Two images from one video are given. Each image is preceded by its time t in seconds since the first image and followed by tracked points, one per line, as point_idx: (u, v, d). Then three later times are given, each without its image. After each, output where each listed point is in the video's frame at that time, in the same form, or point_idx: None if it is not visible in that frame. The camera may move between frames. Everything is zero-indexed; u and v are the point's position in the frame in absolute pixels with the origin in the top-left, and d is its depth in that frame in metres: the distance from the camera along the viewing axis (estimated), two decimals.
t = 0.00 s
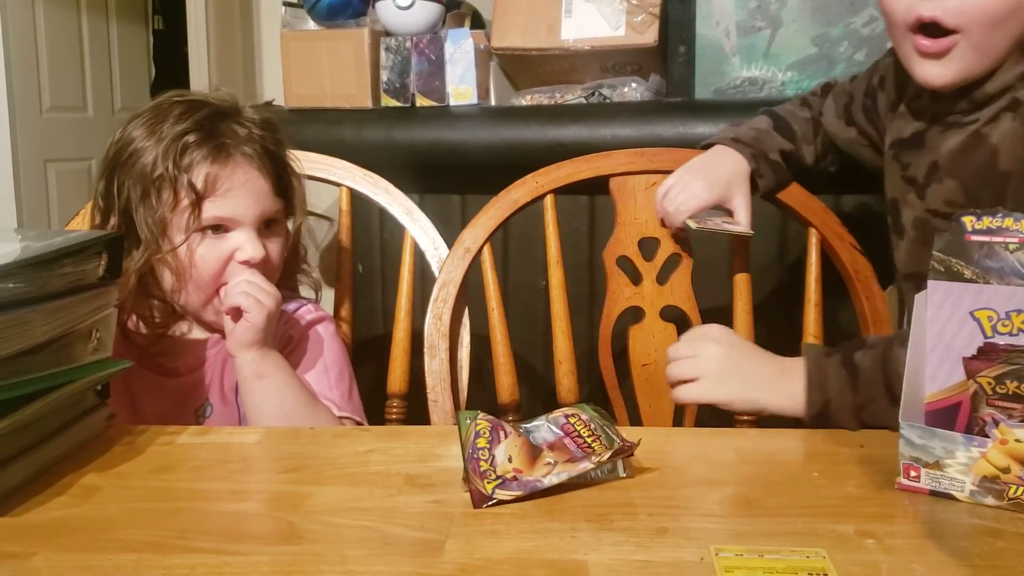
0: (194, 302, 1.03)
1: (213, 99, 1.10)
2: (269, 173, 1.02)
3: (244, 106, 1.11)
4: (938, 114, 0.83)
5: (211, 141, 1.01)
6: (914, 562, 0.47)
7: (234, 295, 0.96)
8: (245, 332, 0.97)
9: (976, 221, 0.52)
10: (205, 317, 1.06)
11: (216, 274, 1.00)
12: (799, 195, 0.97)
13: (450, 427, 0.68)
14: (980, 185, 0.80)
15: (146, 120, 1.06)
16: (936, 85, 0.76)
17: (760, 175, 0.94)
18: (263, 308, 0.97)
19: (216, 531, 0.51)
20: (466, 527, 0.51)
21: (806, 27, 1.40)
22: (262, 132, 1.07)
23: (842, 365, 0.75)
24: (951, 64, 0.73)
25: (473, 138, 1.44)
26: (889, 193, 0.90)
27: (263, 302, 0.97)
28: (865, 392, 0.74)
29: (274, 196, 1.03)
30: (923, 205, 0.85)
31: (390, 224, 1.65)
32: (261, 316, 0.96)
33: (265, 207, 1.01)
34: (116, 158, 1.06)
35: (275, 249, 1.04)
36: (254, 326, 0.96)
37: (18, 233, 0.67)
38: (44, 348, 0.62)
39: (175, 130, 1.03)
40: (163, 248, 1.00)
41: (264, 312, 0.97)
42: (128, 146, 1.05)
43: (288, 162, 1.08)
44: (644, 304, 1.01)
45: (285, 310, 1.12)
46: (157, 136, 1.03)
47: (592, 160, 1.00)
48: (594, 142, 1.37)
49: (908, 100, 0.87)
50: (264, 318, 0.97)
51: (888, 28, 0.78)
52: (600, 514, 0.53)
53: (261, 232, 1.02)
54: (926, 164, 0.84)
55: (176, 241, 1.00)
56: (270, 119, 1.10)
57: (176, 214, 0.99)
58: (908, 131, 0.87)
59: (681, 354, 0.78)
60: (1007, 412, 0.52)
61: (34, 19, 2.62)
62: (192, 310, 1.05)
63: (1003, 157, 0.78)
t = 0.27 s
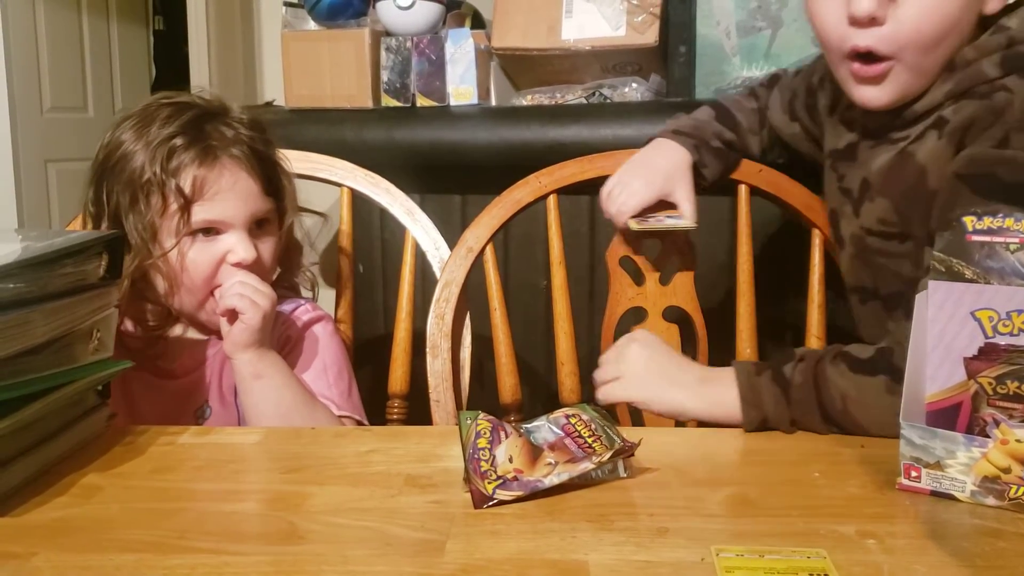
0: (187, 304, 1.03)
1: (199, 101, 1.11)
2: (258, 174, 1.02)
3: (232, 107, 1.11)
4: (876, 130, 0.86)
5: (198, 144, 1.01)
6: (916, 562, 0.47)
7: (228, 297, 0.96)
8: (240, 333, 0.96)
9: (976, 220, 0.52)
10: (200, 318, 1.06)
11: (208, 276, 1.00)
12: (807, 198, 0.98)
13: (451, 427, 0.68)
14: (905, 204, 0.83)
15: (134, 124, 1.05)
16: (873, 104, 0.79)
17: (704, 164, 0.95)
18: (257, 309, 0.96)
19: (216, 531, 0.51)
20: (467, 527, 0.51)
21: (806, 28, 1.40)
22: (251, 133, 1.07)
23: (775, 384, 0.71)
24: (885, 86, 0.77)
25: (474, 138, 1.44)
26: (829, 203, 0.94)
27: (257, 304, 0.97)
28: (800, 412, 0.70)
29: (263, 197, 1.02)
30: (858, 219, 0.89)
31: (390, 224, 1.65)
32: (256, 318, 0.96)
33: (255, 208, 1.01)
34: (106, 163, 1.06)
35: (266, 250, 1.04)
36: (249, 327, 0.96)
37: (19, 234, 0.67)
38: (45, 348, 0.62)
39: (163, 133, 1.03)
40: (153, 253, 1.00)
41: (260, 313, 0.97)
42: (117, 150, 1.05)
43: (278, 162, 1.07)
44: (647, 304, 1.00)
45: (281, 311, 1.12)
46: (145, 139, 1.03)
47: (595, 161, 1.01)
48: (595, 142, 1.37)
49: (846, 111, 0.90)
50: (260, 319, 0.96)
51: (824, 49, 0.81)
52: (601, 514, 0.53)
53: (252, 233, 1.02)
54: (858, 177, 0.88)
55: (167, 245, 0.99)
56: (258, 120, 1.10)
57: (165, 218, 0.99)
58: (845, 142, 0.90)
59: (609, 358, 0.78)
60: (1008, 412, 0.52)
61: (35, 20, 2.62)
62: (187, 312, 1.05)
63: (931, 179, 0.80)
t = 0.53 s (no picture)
0: (186, 305, 1.03)
1: (197, 101, 1.11)
2: (256, 174, 1.02)
3: (229, 108, 1.11)
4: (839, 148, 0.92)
5: (195, 145, 1.01)
6: (916, 563, 0.47)
7: (227, 299, 0.96)
8: (240, 335, 0.97)
9: (977, 221, 0.53)
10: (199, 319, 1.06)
11: (207, 277, 1.00)
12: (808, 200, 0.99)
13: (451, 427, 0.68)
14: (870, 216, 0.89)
15: (132, 125, 1.06)
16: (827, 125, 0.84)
17: (664, 159, 0.97)
18: (257, 311, 0.96)
19: (217, 531, 0.51)
20: (467, 527, 0.51)
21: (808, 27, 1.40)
22: (248, 134, 1.07)
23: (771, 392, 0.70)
24: (838, 106, 0.82)
25: (474, 139, 1.44)
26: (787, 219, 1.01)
27: (257, 305, 0.97)
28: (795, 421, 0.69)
29: (261, 197, 1.03)
30: (823, 236, 0.95)
31: (391, 224, 1.65)
32: (255, 319, 0.96)
33: (253, 209, 1.01)
34: (104, 164, 1.06)
35: (264, 251, 1.04)
36: (248, 329, 0.96)
37: (20, 235, 0.67)
38: (46, 349, 0.62)
39: (160, 134, 1.03)
40: (151, 255, 1.00)
41: (259, 315, 0.97)
42: (115, 151, 1.05)
43: (275, 162, 1.07)
44: (647, 305, 1.00)
45: (280, 313, 1.12)
46: (142, 140, 1.03)
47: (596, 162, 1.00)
48: (595, 142, 1.37)
49: (794, 129, 0.97)
50: (259, 321, 0.97)
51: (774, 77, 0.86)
52: (601, 514, 0.53)
53: (250, 234, 1.02)
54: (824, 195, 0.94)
55: (165, 247, 1.00)
56: (256, 120, 1.10)
57: (163, 219, 0.99)
58: (801, 157, 0.97)
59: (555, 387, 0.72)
60: (1009, 413, 0.52)
61: (36, 19, 2.62)
62: (186, 313, 1.05)
63: (898, 188, 0.86)
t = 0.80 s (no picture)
0: (192, 305, 1.03)
1: (202, 102, 1.11)
2: (261, 175, 1.02)
3: (235, 108, 1.12)
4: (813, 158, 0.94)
5: (201, 145, 1.01)
6: (916, 563, 0.47)
7: (234, 300, 0.96)
8: (246, 336, 0.97)
9: (977, 221, 0.53)
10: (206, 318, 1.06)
11: (212, 279, 1.00)
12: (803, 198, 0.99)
13: (452, 427, 0.68)
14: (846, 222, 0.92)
15: (137, 126, 1.06)
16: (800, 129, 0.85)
17: (664, 158, 0.97)
18: (262, 311, 0.96)
19: (218, 532, 0.51)
20: (468, 528, 0.51)
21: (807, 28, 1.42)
22: (253, 134, 1.07)
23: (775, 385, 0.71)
24: (809, 106, 0.82)
25: (475, 139, 1.44)
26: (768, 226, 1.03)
27: (263, 306, 0.97)
28: (797, 412, 0.69)
29: (267, 197, 1.03)
30: (805, 245, 0.98)
31: (391, 224, 1.65)
32: (262, 321, 0.96)
33: (259, 209, 1.01)
34: (109, 164, 1.07)
35: (271, 251, 1.04)
36: (255, 331, 0.96)
37: (21, 236, 0.67)
38: (46, 349, 0.62)
39: (165, 134, 1.03)
40: (158, 255, 1.00)
41: (265, 316, 0.97)
42: (120, 152, 1.05)
43: (281, 162, 1.07)
44: (646, 306, 1.00)
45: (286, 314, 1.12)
46: (148, 141, 1.03)
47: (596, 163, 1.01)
48: (595, 143, 1.37)
49: (770, 137, 0.98)
50: (265, 322, 0.97)
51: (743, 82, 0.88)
52: (601, 514, 0.53)
53: (256, 234, 1.02)
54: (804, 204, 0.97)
55: (171, 247, 1.00)
56: (261, 120, 1.11)
57: (169, 220, 0.99)
58: (779, 166, 0.99)
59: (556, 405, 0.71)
60: (1008, 413, 0.52)
61: (37, 20, 2.63)
62: (192, 313, 1.06)
63: (869, 198, 0.88)
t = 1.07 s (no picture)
0: (200, 306, 1.04)
1: (213, 103, 1.11)
2: (271, 179, 1.03)
3: (246, 111, 1.12)
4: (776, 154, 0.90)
5: (212, 148, 1.01)
6: (915, 563, 0.47)
7: (239, 304, 0.96)
8: (248, 340, 0.97)
9: (977, 222, 0.53)
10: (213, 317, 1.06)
11: (220, 282, 1.01)
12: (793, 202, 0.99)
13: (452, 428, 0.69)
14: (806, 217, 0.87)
15: (149, 126, 1.06)
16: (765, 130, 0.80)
17: (665, 162, 0.98)
18: (264, 315, 0.96)
19: (218, 532, 0.51)
20: (468, 527, 0.51)
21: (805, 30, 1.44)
22: (263, 137, 1.07)
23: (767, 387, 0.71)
24: (772, 108, 0.78)
25: (476, 140, 1.44)
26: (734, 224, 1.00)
27: (265, 310, 0.97)
28: (790, 416, 0.69)
29: (275, 201, 1.03)
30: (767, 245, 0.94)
31: (391, 224, 1.65)
32: (264, 325, 0.96)
33: (267, 212, 1.01)
34: (119, 164, 1.07)
35: (277, 255, 1.04)
36: (257, 335, 0.97)
37: (23, 236, 0.67)
38: (47, 350, 0.62)
39: (176, 135, 1.03)
40: (166, 257, 1.00)
41: (267, 319, 0.97)
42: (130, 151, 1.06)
43: (290, 165, 1.08)
44: (647, 307, 1.00)
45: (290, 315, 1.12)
46: (159, 141, 1.03)
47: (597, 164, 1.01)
48: (596, 143, 1.38)
49: (732, 134, 0.95)
50: (267, 326, 0.97)
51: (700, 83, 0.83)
52: (601, 514, 0.53)
53: (264, 238, 1.02)
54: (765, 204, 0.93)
55: (179, 249, 1.00)
56: (271, 123, 1.11)
57: (177, 221, 0.99)
58: (739, 163, 0.96)
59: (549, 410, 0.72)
60: (1008, 413, 0.52)
61: (38, 21, 2.63)
62: (199, 313, 1.06)
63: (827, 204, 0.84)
